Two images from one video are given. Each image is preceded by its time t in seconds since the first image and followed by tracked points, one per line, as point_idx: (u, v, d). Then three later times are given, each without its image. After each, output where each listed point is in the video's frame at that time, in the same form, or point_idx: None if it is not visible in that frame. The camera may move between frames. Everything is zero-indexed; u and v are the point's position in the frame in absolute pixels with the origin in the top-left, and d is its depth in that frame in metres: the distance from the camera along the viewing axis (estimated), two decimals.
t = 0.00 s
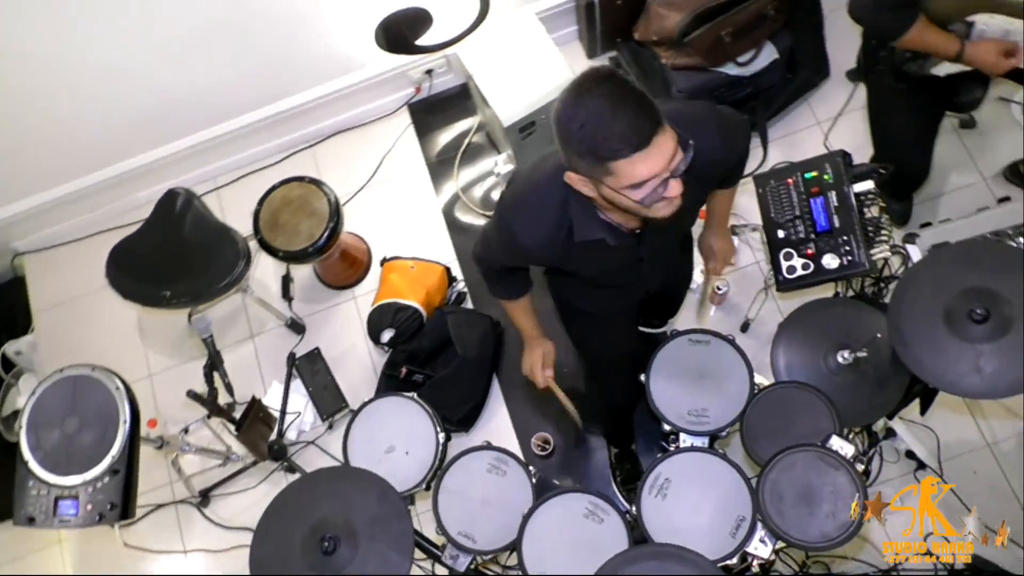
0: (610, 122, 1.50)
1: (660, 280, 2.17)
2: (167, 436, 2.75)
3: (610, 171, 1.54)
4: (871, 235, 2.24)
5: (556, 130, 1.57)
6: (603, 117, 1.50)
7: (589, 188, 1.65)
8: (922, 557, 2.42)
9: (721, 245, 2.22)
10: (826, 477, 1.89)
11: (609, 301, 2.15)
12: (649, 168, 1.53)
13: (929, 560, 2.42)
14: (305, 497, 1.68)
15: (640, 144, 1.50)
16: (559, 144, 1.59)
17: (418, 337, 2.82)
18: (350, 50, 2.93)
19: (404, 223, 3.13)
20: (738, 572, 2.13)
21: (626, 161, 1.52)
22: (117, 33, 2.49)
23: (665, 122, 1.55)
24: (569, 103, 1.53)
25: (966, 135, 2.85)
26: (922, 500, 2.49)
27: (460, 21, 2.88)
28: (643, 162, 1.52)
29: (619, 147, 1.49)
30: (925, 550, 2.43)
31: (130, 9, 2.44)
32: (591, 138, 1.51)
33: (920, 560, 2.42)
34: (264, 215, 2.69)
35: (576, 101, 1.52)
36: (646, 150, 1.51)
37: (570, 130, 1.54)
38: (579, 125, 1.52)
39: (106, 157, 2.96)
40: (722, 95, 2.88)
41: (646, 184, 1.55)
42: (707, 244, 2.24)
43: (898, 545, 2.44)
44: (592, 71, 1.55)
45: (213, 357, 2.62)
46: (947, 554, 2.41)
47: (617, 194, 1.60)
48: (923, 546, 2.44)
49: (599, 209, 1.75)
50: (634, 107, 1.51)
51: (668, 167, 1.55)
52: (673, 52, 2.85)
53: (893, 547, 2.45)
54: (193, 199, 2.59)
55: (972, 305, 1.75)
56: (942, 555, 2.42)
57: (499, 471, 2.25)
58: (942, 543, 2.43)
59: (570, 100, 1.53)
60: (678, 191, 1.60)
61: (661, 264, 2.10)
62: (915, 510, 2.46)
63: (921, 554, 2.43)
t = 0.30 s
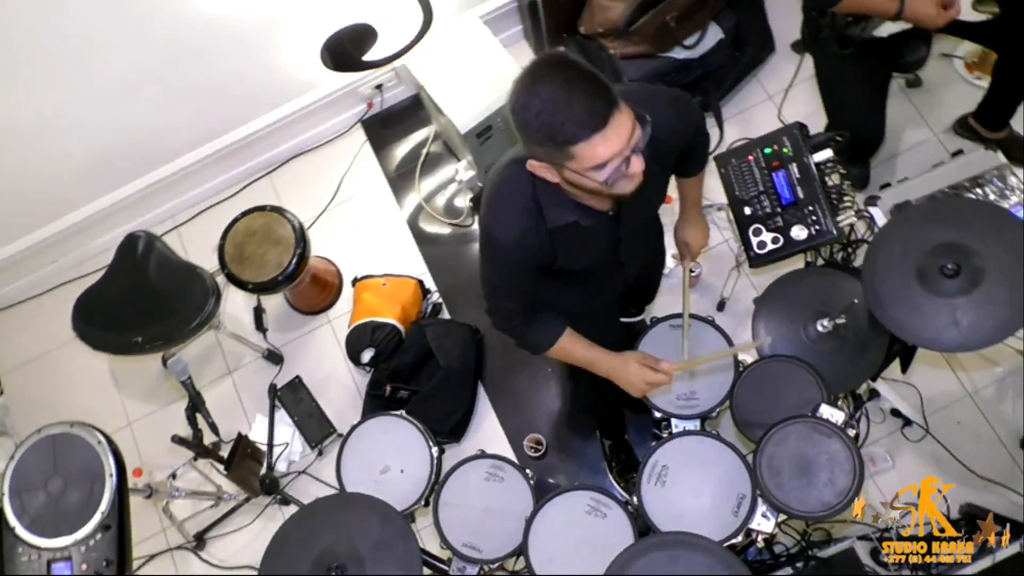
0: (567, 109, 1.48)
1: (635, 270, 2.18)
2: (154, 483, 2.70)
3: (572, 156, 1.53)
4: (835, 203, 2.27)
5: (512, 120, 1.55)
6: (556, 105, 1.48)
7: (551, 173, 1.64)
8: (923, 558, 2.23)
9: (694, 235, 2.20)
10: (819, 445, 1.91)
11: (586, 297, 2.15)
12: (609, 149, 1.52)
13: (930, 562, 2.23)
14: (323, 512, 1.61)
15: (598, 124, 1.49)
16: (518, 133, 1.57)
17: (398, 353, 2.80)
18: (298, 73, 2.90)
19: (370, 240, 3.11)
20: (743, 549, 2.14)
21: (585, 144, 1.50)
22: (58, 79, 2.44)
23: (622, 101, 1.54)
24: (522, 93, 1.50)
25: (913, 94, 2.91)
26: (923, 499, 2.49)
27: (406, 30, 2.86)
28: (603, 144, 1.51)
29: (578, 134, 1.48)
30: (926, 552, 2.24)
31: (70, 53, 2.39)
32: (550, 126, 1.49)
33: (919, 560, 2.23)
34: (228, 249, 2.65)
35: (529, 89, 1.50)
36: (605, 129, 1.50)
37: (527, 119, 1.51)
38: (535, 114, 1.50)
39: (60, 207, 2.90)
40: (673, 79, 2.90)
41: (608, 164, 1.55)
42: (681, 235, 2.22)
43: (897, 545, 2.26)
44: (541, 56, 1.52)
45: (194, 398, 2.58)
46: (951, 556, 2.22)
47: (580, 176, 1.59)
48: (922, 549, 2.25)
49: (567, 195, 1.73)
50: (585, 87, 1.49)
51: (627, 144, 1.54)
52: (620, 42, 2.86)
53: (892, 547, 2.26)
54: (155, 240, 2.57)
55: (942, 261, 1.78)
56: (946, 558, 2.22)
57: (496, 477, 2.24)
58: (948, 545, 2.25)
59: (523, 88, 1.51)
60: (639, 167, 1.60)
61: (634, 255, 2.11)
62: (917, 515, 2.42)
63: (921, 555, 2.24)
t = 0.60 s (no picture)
0: (554, 114, 1.57)
1: (617, 260, 2.18)
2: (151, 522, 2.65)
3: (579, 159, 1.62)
4: (807, 175, 2.29)
5: (506, 154, 1.63)
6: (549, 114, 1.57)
7: (563, 188, 1.70)
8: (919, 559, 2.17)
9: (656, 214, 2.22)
10: (815, 416, 1.93)
11: (573, 291, 2.16)
12: (607, 136, 1.62)
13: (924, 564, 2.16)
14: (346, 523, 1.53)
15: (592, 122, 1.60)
16: (516, 165, 1.64)
17: (388, 365, 2.78)
18: (260, 93, 2.87)
19: (347, 255, 3.08)
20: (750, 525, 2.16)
21: (588, 143, 1.60)
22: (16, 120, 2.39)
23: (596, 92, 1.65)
24: (506, 124, 1.60)
25: (871, 60, 2.95)
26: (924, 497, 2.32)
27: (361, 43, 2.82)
28: (601, 136, 1.61)
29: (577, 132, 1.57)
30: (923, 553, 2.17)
31: (24, 93, 2.33)
32: (547, 138, 1.58)
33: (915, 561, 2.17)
34: (206, 278, 2.61)
35: (511, 118, 1.59)
36: (600, 126, 1.61)
37: (521, 143, 1.59)
38: (530, 135, 1.58)
39: (29, 250, 2.85)
40: (634, 67, 2.90)
41: (612, 151, 1.64)
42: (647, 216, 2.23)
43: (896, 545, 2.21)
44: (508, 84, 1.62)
45: (187, 432, 2.54)
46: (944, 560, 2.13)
47: (587, 180, 1.68)
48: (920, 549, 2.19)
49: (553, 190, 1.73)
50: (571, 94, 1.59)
51: (622, 135, 1.66)
52: (579, 35, 2.85)
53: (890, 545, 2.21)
54: (129, 276, 2.52)
55: (920, 224, 1.81)
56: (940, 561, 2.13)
57: (500, 480, 2.24)
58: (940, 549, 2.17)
59: (505, 121, 1.60)
60: (636, 152, 1.71)
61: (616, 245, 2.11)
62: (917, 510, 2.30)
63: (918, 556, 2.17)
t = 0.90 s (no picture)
0: (522, 107, 1.45)
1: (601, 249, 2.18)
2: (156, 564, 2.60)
3: (517, 160, 1.51)
4: (777, 145, 2.31)
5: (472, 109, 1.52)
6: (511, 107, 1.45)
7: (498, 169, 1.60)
8: (922, 558, 2.04)
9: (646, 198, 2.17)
10: (812, 382, 1.95)
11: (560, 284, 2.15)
12: (554, 159, 1.50)
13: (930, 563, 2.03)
14: (367, 540, 1.47)
15: (549, 136, 1.47)
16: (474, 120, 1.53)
17: (379, 379, 2.76)
18: (219, 117, 2.82)
19: (325, 272, 3.05)
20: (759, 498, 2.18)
21: (532, 150, 1.48)
22: None
23: (575, 111, 1.52)
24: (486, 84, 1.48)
25: (823, 26, 2.98)
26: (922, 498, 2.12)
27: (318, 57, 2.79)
28: (553, 152, 1.48)
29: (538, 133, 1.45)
30: (925, 549, 2.04)
31: None
32: (504, 117, 1.46)
33: (918, 560, 2.04)
34: (186, 308, 2.57)
35: (493, 83, 1.47)
36: (555, 142, 1.48)
37: (484, 111, 1.48)
38: (491, 105, 1.47)
39: None
40: (593, 55, 2.90)
41: (552, 173, 1.52)
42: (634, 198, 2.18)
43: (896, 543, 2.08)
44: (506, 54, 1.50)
45: (185, 470, 2.50)
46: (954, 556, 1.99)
47: (521, 180, 1.57)
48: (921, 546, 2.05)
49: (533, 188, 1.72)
50: (540, 95, 1.46)
51: (575, 161, 1.53)
52: (534, 29, 2.85)
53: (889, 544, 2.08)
54: (107, 318, 2.47)
55: (897, 181, 1.83)
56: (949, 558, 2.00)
57: (507, 481, 2.23)
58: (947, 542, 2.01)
59: (487, 79, 1.48)
60: (581, 185, 1.59)
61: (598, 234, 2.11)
62: (917, 510, 2.09)
63: (921, 554, 2.04)
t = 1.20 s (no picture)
0: (507, 116, 1.45)
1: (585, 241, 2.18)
2: None
3: (515, 166, 1.51)
4: (747, 122, 2.33)
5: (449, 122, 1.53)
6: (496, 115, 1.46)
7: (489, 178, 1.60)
8: (923, 558, 1.95)
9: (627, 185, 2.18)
10: (807, 354, 1.97)
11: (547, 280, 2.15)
12: (549, 157, 1.51)
13: (932, 563, 1.94)
14: (385, 553, 1.46)
15: (539, 133, 1.47)
16: (455, 137, 1.53)
17: (373, 391, 2.74)
18: (186, 144, 2.78)
19: (307, 290, 3.03)
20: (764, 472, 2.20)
21: (528, 154, 1.48)
22: None
23: (556, 106, 1.52)
24: (461, 97, 1.48)
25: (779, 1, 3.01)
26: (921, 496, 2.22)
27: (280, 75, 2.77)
28: (546, 150, 1.49)
29: (523, 137, 1.46)
30: (927, 550, 1.96)
31: None
32: (490, 134, 1.47)
33: (919, 560, 1.95)
34: (170, 343, 2.53)
35: (469, 96, 1.48)
36: (546, 138, 1.49)
37: (465, 125, 1.48)
38: (474, 121, 1.47)
39: None
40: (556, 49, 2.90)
41: (549, 170, 1.53)
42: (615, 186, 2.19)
43: (897, 543, 2.01)
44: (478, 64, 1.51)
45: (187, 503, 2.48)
46: (952, 557, 1.93)
47: (523, 184, 1.58)
48: (922, 546, 1.98)
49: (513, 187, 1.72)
50: (520, 97, 1.46)
51: (568, 151, 1.54)
52: (495, 28, 2.85)
53: (890, 544, 2.02)
54: (91, 359, 2.42)
55: (872, 146, 1.86)
56: (947, 558, 1.93)
57: (514, 481, 2.23)
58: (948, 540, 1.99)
59: (461, 92, 1.49)
60: (580, 171, 1.60)
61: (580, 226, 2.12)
62: (917, 507, 2.17)
63: (922, 554, 1.96)
